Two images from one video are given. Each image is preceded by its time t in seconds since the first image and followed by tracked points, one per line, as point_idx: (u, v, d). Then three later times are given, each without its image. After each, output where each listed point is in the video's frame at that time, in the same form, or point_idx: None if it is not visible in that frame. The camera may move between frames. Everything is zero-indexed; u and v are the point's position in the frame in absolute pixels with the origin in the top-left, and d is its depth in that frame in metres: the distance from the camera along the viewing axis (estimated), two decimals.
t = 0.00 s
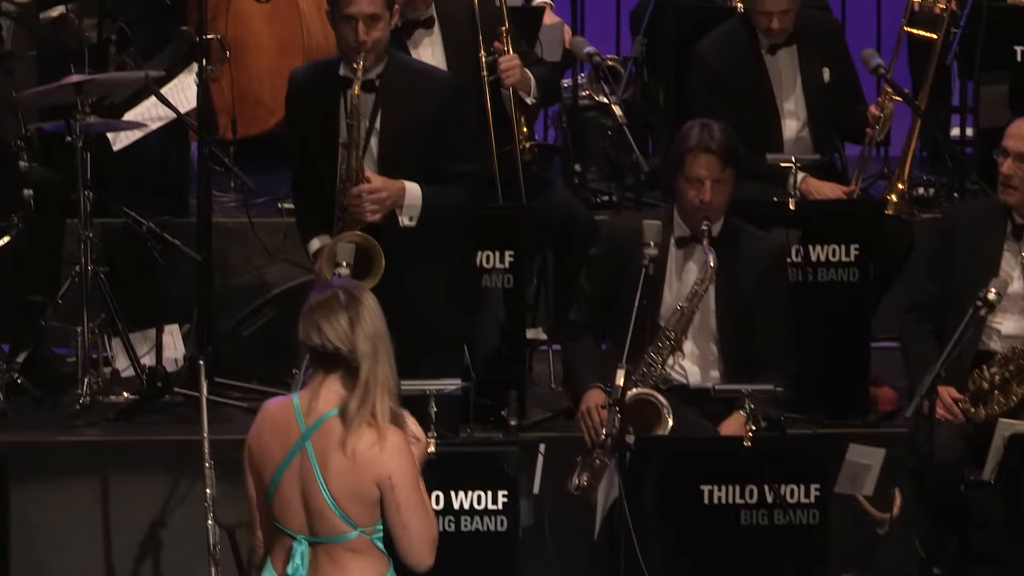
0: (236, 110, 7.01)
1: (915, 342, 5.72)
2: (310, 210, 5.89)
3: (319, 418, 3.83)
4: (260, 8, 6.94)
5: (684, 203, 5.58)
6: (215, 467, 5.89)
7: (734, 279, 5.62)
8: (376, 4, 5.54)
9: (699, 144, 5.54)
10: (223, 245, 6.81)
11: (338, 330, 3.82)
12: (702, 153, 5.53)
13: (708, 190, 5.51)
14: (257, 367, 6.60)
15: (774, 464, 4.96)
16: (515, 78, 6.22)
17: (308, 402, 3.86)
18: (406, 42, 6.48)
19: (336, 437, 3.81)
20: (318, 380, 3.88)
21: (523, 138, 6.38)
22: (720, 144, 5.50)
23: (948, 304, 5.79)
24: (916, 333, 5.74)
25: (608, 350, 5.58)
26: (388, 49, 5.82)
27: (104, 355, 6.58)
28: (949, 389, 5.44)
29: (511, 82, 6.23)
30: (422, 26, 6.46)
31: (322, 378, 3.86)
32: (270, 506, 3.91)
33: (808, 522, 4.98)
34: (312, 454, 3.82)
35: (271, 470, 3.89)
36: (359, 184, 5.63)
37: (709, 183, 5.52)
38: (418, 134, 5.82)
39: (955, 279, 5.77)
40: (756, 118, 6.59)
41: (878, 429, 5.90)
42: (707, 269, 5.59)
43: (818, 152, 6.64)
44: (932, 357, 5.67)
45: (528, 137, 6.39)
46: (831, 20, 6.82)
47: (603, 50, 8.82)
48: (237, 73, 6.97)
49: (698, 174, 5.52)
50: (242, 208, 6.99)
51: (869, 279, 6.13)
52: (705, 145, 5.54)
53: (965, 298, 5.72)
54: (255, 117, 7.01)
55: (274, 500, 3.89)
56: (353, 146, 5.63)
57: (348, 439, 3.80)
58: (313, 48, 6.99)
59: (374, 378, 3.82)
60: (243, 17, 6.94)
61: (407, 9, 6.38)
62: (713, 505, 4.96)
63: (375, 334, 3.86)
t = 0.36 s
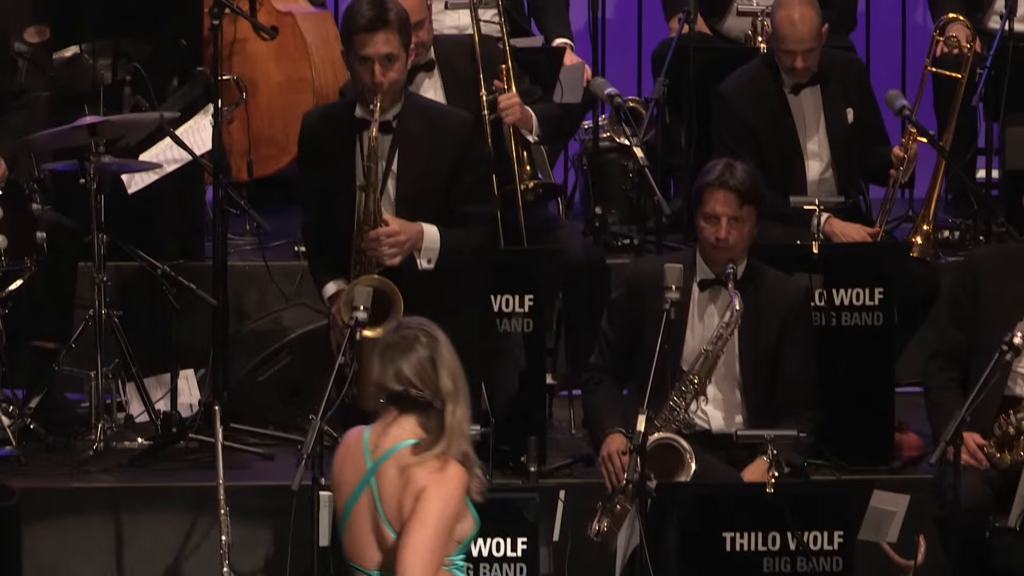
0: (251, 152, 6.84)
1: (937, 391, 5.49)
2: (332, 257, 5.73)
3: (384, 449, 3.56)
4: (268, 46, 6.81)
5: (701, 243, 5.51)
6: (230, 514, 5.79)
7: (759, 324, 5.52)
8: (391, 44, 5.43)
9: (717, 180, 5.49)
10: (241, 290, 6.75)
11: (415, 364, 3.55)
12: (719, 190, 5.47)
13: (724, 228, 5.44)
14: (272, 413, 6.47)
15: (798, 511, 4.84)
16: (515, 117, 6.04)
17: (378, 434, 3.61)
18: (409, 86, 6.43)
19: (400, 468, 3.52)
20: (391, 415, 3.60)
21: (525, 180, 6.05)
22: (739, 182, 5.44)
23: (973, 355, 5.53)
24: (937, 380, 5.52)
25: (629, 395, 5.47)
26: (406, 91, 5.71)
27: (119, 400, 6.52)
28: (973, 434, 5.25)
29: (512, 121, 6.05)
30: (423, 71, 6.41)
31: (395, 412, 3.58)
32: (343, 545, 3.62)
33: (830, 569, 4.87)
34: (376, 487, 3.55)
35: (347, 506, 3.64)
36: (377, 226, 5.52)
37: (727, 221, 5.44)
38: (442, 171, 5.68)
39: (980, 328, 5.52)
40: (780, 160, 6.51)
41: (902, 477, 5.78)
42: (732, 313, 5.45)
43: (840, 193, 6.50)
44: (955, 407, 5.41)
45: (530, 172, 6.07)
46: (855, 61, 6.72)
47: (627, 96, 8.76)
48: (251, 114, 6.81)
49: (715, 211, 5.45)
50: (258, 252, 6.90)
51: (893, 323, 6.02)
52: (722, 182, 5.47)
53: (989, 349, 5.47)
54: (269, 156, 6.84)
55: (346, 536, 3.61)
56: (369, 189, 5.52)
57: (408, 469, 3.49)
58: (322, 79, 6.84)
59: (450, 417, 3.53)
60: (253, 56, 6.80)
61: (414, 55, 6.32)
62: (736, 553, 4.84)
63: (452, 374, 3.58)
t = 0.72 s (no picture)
0: (252, 182, 6.80)
1: (944, 429, 5.30)
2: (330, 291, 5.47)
3: (466, 466, 3.49)
4: (269, 75, 6.73)
5: (713, 272, 5.42)
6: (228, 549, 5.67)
7: (768, 356, 5.42)
8: (392, 77, 5.29)
9: (729, 209, 5.41)
10: (241, 325, 6.60)
11: (496, 384, 3.52)
12: (732, 218, 5.39)
13: (737, 257, 5.35)
14: (273, 447, 6.39)
15: (807, 546, 4.72)
16: (524, 152, 5.96)
17: (454, 451, 3.53)
18: (423, 120, 6.41)
19: (486, 486, 3.45)
20: (467, 434, 3.54)
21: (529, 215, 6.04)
22: (752, 210, 5.37)
23: (980, 394, 5.36)
24: (943, 418, 5.32)
25: (635, 429, 5.38)
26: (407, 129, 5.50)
27: (117, 433, 6.42)
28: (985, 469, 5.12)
29: (522, 155, 5.97)
30: (438, 105, 6.40)
31: (473, 431, 3.52)
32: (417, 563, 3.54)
33: None
34: (458, 505, 3.46)
35: (419, 525, 3.53)
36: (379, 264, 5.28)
37: (739, 251, 5.36)
38: (445, 208, 5.46)
39: (987, 364, 5.35)
40: (788, 190, 6.45)
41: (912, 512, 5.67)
42: (745, 345, 5.35)
43: (849, 225, 6.41)
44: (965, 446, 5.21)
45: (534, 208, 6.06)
46: (863, 89, 6.66)
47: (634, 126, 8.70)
48: (252, 144, 6.76)
49: (727, 240, 5.37)
50: (259, 284, 6.79)
51: (902, 357, 5.92)
52: (734, 210, 5.40)
53: (998, 383, 5.29)
54: (269, 186, 6.79)
55: (422, 555, 3.52)
56: (371, 225, 5.27)
57: (497, 486, 3.44)
58: (324, 109, 6.77)
59: (532, 438, 3.51)
60: (254, 86, 6.72)
61: (424, 92, 6.34)
62: None
63: (527, 389, 3.55)
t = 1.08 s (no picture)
0: (250, 204, 6.70)
1: (952, 455, 5.15)
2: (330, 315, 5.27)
3: (562, 486, 3.43)
4: (267, 94, 6.67)
5: (723, 293, 5.34)
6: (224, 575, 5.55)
7: (775, 378, 5.33)
8: (392, 88, 5.17)
9: (738, 228, 5.34)
10: (241, 351, 6.48)
11: (567, 408, 3.51)
12: (743, 237, 5.32)
13: (748, 276, 5.28)
14: (273, 472, 6.26)
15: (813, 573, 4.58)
16: (551, 174, 6.02)
17: (545, 473, 3.47)
18: (456, 134, 6.22)
19: (584, 506, 3.39)
20: (552, 459, 3.49)
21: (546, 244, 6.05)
22: (763, 229, 5.29)
23: (988, 419, 5.20)
24: (950, 442, 5.18)
25: (639, 453, 5.27)
26: (408, 144, 5.32)
27: (114, 458, 6.31)
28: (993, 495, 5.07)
29: (548, 178, 6.03)
30: (471, 120, 6.22)
31: (558, 456, 3.48)
32: None
33: None
34: (554, 528, 3.39)
35: (511, 551, 3.46)
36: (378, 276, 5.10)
37: (750, 270, 5.29)
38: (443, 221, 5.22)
39: (994, 389, 5.20)
40: (795, 211, 6.34)
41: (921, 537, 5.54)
42: (755, 364, 5.30)
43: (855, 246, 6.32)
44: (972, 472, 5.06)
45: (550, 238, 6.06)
46: (869, 108, 6.57)
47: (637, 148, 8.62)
48: (249, 164, 6.67)
49: (737, 259, 5.30)
50: (257, 306, 6.68)
51: (909, 380, 5.83)
52: (746, 229, 5.33)
53: (1007, 407, 5.13)
54: (267, 208, 6.69)
55: None
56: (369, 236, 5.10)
57: (597, 505, 3.39)
58: (322, 128, 6.69)
59: (618, 453, 3.47)
60: (251, 105, 6.66)
61: (456, 103, 6.14)
62: None
63: (603, 409, 3.54)
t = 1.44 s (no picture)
0: (247, 221, 6.60)
1: (957, 476, 4.96)
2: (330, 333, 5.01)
3: (636, 496, 3.33)
4: (265, 110, 6.59)
5: (734, 314, 5.24)
6: None
7: (780, 395, 5.23)
8: (395, 104, 4.84)
9: (751, 250, 5.22)
10: (237, 370, 6.38)
11: (643, 427, 3.35)
12: (757, 259, 5.21)
13: (761, 297, 5.19)
14: (271, 492, 6.15)
15: None
16: (570, 196, 6.00)
17: (625, 481, 3.37)
18: (486, 143, 6.19)
19: (654, 518, 3.28)
20: (632, 470, 3.38)
21: (554, 269, 6.13)
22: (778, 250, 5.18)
23: (994, 440, 5.00)
24: (955, 464, 4.99)
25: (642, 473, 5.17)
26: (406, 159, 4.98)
27: (109, 477, 6.20)
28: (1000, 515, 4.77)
29: (567, 198, 6.01)
30: (502, 134, 6.20)
31: (633, 469, 3.36)
32: None
33: None
34: (622, 531, 3.31)
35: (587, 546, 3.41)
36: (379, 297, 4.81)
37: (763, 291, 5.20)
38: (440, 238, 4.88)
39: (1000, 410, 4.98)
40: (800, 228, 6.26)
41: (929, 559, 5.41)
42: (756, 379, 5.16)
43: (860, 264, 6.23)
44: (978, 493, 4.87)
45: (562, 253, 6.15)
46: (875, 123, 6.48)
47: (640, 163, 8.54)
48: (246, 181, 6.57)
49: (751, 281, 5.19)
50: (254, 324, 6.56)
51: (916, 400, 5.73)
52: (760, 250, 5.22)
53: (1015, 428, 4.93)
54: (265, 224, 6.60)
55: None
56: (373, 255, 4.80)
57: (664, 520, 3.27)
58: (321, 144, 6.63)
59: (690, 471, 3.29)
60: (248, 121, 6.58)
61: (489, 112, 6.11)
62: None
63: (685, 426, 3.36)
